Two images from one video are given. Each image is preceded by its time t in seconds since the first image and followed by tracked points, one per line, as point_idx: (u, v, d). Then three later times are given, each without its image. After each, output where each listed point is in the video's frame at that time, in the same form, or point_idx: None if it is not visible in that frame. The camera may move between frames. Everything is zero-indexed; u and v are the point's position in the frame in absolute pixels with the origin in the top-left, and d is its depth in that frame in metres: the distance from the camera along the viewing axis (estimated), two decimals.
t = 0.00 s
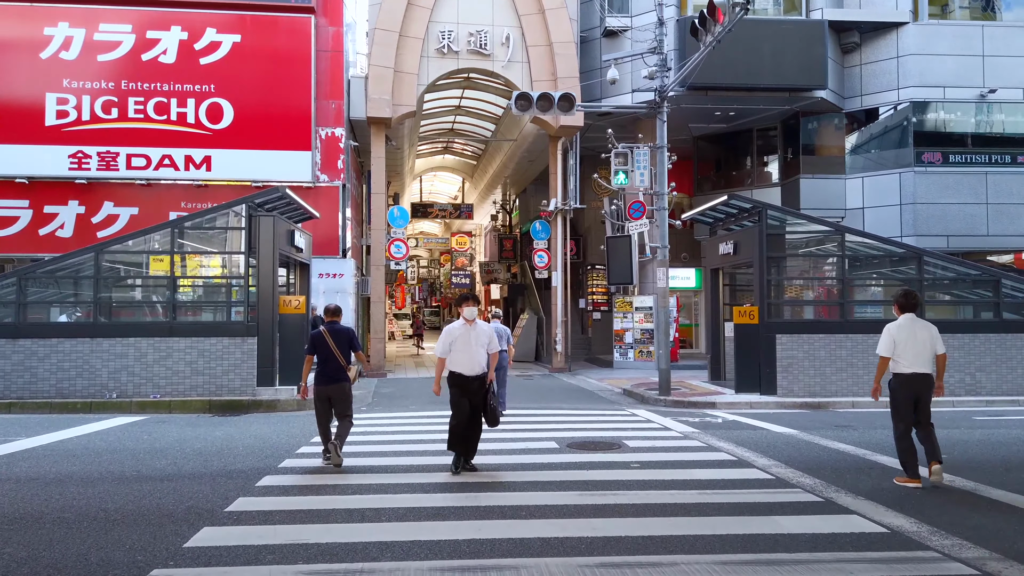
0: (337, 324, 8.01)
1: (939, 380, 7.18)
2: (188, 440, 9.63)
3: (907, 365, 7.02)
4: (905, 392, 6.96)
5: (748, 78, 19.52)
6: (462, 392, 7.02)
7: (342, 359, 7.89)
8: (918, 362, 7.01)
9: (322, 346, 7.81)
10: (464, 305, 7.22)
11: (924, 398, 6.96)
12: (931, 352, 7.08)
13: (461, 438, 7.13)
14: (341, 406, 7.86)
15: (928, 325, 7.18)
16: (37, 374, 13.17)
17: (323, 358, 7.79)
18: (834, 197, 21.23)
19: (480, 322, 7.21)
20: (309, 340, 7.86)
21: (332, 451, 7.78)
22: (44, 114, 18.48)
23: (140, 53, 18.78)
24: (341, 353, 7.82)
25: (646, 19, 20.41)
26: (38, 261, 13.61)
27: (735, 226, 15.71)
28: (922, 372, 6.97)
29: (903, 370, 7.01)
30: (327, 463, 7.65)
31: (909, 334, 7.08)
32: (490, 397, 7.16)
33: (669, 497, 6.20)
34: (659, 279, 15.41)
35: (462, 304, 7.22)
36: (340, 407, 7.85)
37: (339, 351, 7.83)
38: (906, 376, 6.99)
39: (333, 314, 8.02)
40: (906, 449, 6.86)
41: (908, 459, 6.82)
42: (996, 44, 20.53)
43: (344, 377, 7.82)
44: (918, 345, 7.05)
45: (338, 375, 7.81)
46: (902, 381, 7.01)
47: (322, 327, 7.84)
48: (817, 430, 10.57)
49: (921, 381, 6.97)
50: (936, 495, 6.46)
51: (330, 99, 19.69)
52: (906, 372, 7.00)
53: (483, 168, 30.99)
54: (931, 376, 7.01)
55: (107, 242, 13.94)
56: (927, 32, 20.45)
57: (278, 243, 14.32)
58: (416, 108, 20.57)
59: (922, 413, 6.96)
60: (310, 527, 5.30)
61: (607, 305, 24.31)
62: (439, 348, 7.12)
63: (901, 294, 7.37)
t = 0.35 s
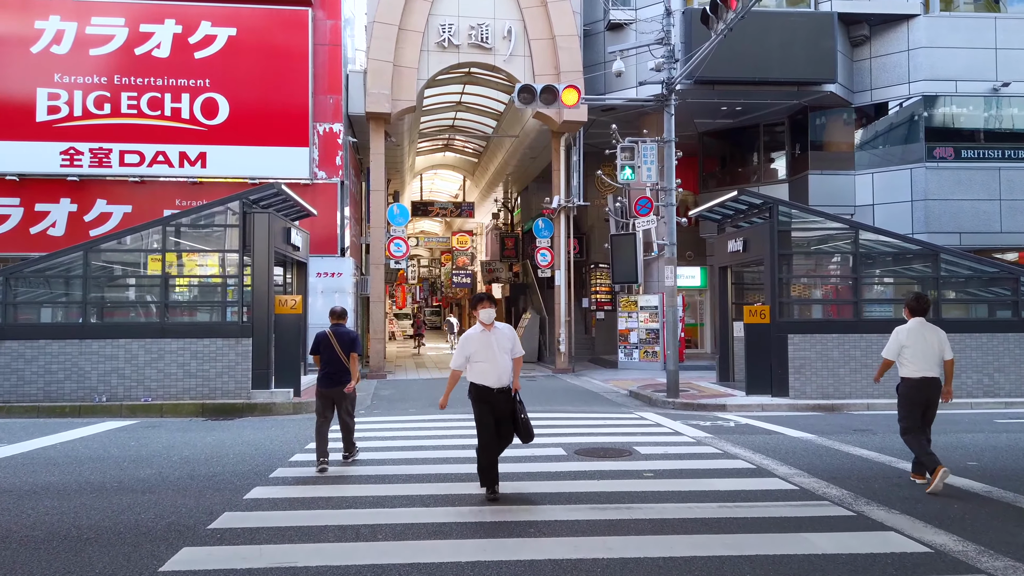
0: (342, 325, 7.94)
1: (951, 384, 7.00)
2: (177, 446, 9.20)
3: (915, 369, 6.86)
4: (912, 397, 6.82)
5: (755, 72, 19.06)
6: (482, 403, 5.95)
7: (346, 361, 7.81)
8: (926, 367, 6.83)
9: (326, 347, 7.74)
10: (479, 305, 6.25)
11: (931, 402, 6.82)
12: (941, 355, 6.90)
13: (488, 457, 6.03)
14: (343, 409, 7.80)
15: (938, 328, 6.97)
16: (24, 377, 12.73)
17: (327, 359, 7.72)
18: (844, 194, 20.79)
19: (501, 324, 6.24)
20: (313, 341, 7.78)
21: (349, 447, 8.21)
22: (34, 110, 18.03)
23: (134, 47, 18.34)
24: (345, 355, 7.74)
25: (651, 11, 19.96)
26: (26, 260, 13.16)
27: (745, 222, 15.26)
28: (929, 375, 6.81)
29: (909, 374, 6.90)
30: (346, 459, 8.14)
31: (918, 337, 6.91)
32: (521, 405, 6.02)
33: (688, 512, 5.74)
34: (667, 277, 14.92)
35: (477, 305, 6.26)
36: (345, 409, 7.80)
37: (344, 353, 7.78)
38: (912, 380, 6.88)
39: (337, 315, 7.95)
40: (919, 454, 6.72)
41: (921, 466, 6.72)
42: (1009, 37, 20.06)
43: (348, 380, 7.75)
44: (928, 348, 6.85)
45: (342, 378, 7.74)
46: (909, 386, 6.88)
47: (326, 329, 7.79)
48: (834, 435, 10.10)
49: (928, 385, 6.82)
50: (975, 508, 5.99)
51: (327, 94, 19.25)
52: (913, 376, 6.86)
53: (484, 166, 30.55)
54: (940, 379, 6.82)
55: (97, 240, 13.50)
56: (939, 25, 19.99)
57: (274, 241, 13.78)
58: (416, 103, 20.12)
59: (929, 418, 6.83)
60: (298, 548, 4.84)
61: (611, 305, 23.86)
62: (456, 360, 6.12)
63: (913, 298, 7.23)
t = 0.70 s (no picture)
0: (353, 329, 8.07)
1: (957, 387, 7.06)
2: (168, 457, 8.75)
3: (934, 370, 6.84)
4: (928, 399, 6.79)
5: (765, 67, 18.58)
6: (513, 427, 5.17)
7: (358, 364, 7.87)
8: (941, 369, 6.84)
9: (337, 350, 7.86)
10: (521, 307, 5.39)
11: (945, 405, 6.81)
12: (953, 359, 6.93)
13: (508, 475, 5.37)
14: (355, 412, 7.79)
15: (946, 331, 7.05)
16: (11, 382, 12.28)
17: (338, 361, 7.82)
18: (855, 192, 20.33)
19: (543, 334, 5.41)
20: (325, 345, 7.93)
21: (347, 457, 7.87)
22: (26, 107, 17.57)
23: (128, 42, 17.88)
24: (356, 356, 7.83)
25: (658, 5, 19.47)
26: (14, 261, 12.71)
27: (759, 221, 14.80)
28: (945, 378, 6.81)
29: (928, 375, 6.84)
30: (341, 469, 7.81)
31: (934, 340, 6.90)
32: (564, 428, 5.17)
33: (716, 535, 5.26)
34: (677, 278, 14.37)
35: (519, 305, 5.39)
36: (353, 411, 7.72)
37: (355, 356, 7.87)
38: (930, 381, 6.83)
39: (348, 321, 8.09)
40: (909, 449, 6.91)
41: (905, 458, 6.94)
42: None
43: (359, 382, 7.80)
44: (942, 351, 6.88)
45: (353, 379, 7.77)
46: (925, 388, 6.85)
47: (338, 331, 7.93)
48: (857, 444, 9.62)
49: (944, 388, 6.82)
50: None
51: (327, 90, 18.78)
52: (931, 377, 6.83)
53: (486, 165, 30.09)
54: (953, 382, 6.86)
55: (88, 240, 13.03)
56: (953, 19, 19.51)
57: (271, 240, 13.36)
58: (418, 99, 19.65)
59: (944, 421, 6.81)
60: None
61: (616, 306, 23.37)
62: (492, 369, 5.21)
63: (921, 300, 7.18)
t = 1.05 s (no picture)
0: (358, 333, 7.90)
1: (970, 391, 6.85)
2: (159, 466, 8.30)
3: (936, 374, 6.73)
4: (930, 400, 6.67)
5: (778, 62, 18.10)
6: (579, 443, 4.26)
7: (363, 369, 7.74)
8: (943, 371, 6.73)
9: (342, 356, 7.73)
10: (582, 300, 4.54)
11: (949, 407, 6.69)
12: (960, 361, 6.77)
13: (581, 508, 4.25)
14: (361, 418, 7.71)
15: (957, 333, 6.87)
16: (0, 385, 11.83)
17: (342, 366, 7.71)
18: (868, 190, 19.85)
19: (608, 330, 4.60)
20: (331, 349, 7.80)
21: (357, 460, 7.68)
22: (19, 102, 17.14)
23: (124, 36, 17.43)
24: (360, 362, 7.68)
25: None
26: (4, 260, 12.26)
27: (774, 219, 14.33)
28: (948, 380, 6.69)
29: (930, 379, 6.75)
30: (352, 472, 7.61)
31: (937, 342, 6.79)
32: (638, 448, 4.36)
33: (753, 560, 4.78)
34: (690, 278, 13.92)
35: (580, 298, 4.55)
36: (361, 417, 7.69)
37: (360, 361, 7.72)
38: (933, 385, 6.72)
39: (353, 324, 7.91)
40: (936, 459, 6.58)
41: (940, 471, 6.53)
42: None
43: (364, 387, 7.69)
44: (948, 353, 6.75)
45: (358, 385, 7.67)
46: (926, 390, 6.76)
47: (343, 337, 7.79)
48: (884, 453, 9.14)
49: (947, 390, 6.69)
50: None
51: (328, 85, 18.32)
52: (932, 380, 6.73)
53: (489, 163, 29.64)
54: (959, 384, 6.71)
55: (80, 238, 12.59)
56: (969, 14, 19.04)
57: (269, 238, 12.81)
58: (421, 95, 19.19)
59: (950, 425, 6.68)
60: None
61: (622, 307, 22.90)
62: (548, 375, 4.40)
63: (928, 301, 7.09)
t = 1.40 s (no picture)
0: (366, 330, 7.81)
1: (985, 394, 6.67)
2: (148, 472, 7.86)
3: (949, 376, 6.63)
4: (947, 405, 6.60)
5: (789, 54, 17.65)
6: (662, 480, 3.40)
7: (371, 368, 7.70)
8: (959, 374, 6.62)
9: (350, 355, 7.69)
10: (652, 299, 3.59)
11: (965, 409, 6.61)
12: (977, 363, 6.64)
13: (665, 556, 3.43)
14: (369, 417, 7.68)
15: (972, 334, 6.73)
16: None
17: (350, 365, 7.66)
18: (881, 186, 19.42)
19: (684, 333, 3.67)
20: (337, 348, 7.76)
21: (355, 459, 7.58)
22: (12, 96, 16.72)
23: (119, 28, 17.01)
24: (370, 361, 7.65)
25: None
26: None
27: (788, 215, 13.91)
28: (964, 384, 6.59)
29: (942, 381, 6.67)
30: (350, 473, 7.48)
31: (952, 344, 6.67)
32: (734, 486, 3.41)
33: None
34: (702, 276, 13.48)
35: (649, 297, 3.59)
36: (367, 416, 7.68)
37: (368, 360, 7.70)
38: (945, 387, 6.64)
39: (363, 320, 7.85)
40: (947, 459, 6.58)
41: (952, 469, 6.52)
42: None
43: (372, 387, 7.65)
44: (962, 354, 6.63)
45: (366, 384, 7.64)
46: (941, 394, 6.68)
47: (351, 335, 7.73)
48: (912, 458, 8.69)
49: (962, 394, 6.59)
50: None
51: (328, 79, 17.90)
52: (948, 383, 6.64)
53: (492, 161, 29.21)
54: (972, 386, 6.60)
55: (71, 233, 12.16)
56: (985, 5, 18.57)
57: (268, 234, 12.53)
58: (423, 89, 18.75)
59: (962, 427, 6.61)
60: None
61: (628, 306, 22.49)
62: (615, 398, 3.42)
63: (945, 302, 6.91)
